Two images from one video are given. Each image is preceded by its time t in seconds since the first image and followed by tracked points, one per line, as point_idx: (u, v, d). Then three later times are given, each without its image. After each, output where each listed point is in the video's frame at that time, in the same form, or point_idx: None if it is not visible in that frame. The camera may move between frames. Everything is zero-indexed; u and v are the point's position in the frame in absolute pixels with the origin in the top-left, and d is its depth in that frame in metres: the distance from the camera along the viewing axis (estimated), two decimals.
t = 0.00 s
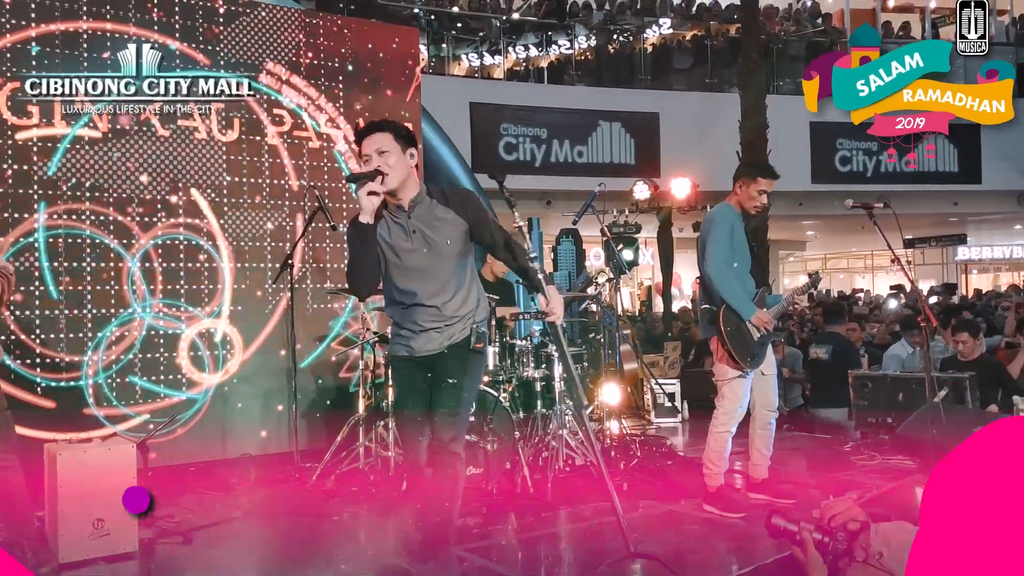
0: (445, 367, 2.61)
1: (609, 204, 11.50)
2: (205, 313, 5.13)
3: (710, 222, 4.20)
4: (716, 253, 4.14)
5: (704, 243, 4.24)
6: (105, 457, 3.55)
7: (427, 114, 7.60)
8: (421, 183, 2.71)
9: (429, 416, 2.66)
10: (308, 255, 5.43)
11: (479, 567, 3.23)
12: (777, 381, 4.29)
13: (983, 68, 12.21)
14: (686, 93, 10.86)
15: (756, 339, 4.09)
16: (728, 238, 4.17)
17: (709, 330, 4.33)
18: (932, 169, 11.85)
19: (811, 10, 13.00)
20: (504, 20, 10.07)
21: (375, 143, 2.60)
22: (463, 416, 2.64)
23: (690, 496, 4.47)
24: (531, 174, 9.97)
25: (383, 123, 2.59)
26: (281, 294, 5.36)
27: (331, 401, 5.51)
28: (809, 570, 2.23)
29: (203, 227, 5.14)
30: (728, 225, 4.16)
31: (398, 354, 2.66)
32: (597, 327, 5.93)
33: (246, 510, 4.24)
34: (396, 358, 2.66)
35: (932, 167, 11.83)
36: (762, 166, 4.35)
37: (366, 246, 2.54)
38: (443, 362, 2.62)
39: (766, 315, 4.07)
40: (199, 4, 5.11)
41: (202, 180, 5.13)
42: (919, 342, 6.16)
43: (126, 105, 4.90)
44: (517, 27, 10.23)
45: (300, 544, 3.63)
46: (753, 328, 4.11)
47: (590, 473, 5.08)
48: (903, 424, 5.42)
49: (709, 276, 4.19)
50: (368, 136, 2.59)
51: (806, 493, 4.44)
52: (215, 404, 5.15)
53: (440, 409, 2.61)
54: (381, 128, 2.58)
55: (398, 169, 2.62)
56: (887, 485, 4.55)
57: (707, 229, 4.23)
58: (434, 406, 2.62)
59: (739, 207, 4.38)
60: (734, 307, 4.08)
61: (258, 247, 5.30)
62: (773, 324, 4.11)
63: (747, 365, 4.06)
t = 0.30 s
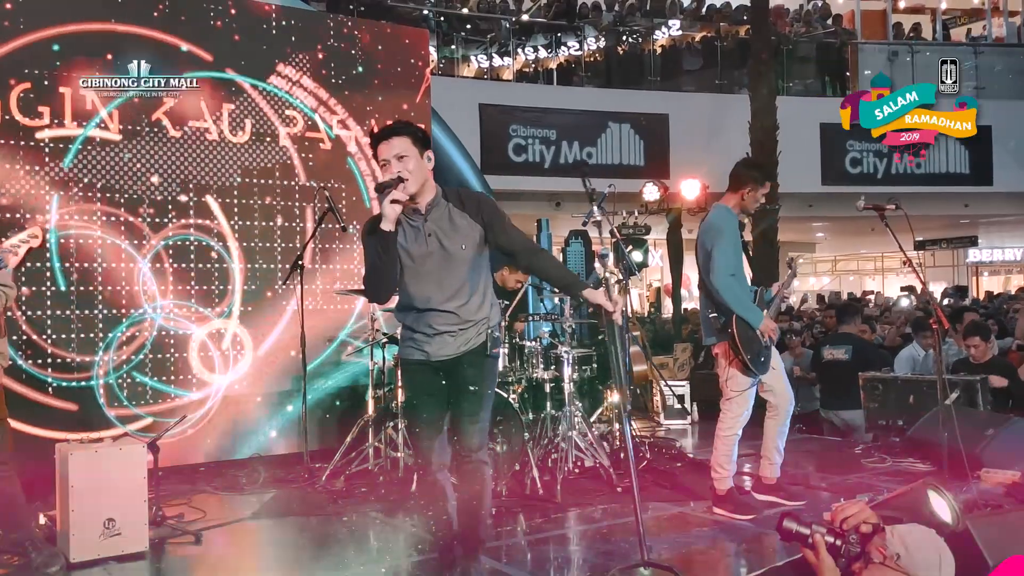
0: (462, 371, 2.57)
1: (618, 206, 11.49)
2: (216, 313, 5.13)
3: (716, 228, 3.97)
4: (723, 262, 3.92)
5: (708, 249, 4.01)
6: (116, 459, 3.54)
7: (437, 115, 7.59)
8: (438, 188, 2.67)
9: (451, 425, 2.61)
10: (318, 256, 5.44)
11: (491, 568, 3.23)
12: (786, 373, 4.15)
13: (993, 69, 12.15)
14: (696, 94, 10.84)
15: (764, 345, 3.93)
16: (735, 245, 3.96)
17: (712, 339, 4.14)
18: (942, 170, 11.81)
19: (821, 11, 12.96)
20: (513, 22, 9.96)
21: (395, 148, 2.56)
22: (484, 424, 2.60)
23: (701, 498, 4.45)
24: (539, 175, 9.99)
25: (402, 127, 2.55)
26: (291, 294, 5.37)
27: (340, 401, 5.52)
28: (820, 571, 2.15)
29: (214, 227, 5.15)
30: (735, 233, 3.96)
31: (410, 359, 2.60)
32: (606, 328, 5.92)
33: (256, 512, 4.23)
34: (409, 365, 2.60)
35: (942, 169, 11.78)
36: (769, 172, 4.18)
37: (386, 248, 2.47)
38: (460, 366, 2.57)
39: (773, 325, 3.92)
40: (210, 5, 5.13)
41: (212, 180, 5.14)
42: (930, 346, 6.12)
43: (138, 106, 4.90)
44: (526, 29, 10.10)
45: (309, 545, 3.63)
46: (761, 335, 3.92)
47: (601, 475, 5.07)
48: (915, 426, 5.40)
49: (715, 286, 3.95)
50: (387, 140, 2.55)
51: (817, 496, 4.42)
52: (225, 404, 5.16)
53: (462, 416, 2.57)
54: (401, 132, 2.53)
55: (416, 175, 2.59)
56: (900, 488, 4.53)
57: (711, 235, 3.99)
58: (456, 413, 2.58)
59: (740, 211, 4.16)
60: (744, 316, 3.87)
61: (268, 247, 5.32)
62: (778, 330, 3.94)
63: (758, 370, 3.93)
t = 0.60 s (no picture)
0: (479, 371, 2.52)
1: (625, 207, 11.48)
2: (223, 313, 5.13)
3: (719, 239, 3.93)
4: (730, 273, 3.88)
5: (712, 259, 3.98)
6: (122, 459, 3.54)
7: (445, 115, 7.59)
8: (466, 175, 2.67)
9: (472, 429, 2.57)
10: (325, 256, 5.44)
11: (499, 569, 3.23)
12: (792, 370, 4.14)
13: (1001, 70, 12.12)
14: (703, 95, 10.83)
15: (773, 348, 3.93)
16: (739, 255, 3.92)
17: (723, 346, 4.10)
18: (950, 171, 11.77)
19: (828, 11, 12.92)
20: (520, 22, 9.96)
21: (432, 128, 2.56)
22: (508, 429, 2.56)
23: (708, 500, 4.44)
24: (546, 176, 9.97)
25: (441, 108, 2.56)
26: (298, 294, 5.38)
27: (346, 401, 5.53)
28: (829, 573, 2.03)
29: (222, 228, 5.16)
30: (739, 244, 3.91)
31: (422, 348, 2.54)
32: (613, 329, 5.92)
33: (263, 512, 4.23)
34: (419, 353, 2.54)
35: (949, 170, 11.75)
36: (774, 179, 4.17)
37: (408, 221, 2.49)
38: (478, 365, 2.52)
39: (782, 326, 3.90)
40: (217, 6, 5.14)
41: (220, 181, 5.16)
42: (940, 347, 6.09)
43: (146, 107, 4.91)
44: (533, 29, 10.07)
45: (315, 545, 3.63)
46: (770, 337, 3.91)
47: (608, 476, 5.06)
48: (923, 428, 5.38)
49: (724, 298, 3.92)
50: (426, 118, 2.55)
51: (825, 497, 4.40)
52: (233, 405, 5.16)
53: (482, 420, 2.53)
54: (437, 113, 2.54)
55: (451, 157, 2.59)
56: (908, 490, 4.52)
57: (716, 246, 3.94)
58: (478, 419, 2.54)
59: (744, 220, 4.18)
60: (754, 322, 3.86)
61: (277, 249, 5.33)
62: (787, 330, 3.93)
63: (770, 373, 3.92)
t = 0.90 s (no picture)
0: (502, 376, 2.44)
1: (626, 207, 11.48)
2: (225, 313, 5.13)
3: (724, 236, 3.93)
4: (734, 269, 3.88)
5: (718, 258, 3.98)
6: (122, 460, 3.54)
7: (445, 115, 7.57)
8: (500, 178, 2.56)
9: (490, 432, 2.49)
10: (327, 257, 5.44)
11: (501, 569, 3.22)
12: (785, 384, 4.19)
13: (1002, 70, 12.12)
14: (705, 96, 10.83)
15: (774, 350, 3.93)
16: (744, 252, 3.92)
17: (725, 345, 4.09)
18: (952, 172, 11.77)
19: (830, 12, 12.91)
20: (522, 23, 9.94)
21: (477, 126, 2.45)
22: (530, 437, 2.49)
23: (710, 501, 4.44)
24: (547, 176, 9.96)
25: (486, 106, 2.48)
26: (300, 295, 5.38)
27: (348, 400, 5.53)
28: (830, 573, 1.99)
29: (225, 229, 5.17)
30: (742, 240, 3.91)
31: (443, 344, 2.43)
32: (615, 330, 5.91)
33: (264, 514, 4.23)
34: (438, 350, 2.43)
35: (951, 171, 11.75)
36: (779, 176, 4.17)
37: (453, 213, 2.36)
38: (503, 372, 2.44)
39: (784, 330, 3.91)
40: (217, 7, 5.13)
41: (221, 181, 5.15)
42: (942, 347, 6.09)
43: (148, 107, 4.91)
44: (535, 29, 10.08)
45: (317, 545, 3.63)
46: (772, 338, 3.90)
47: (610, 476, 5.05)
48: (924, 429, 5.38)
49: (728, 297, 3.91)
50: (473, 114, 2.46)
51: (827, 498, 4.40)
52: (234, 404, 5.16)
53: (505, 427, 2.45)
54: (480, 111, 2.46)
55: (494, 155, 2.47)
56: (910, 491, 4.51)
57: (721, 243, 3.95)
58: (500, 423, 2.46)
59: (748, 216, 4.17)
60: (757, 322, 3.85)
61: (278, 249, 5.33)
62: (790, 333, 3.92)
63: (769, 373, 3.92)
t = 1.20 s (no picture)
0: (517, 374, 2.43)
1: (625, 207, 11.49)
2: (224, 313, 5.15)
3: (718, 236, 3.97)
4: (727, 267, 3.90)
5: (713, 257, 4.01)
6: (120, 459, 3.55)
7: (443, 115, 7.57)
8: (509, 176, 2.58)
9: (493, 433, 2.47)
10: (326, 257, 5.45)
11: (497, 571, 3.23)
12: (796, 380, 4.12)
13: (1002, 70, 12.11)
14: (704, 96, 10.83)
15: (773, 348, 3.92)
16: (739, 251, 3.94)
17: (724, 345, 4.12)
18: (952, 172, 11.77)
19: (830, 12, 12.90)
20: (521, 23, 9.92)
21: (500, 120, 2.44)
22: (533, 438, 2.48)
23: (708, 501, 4.45)
24: (547, 176, 9.97)
25: (508, 100, 2.47)
26: (298, 296, 5.40)
27: (346, 400, 5.54)
28: (827, 574, 1.88)
29: (224, 229, 5.18)
30: (738, 240, 3.93)
31: (471, 344, 2.37)
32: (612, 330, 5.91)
33: (262, 514, 4.24)
34: (466, 349, 2.37)
35: (951, 171, 11.75)
36: (778, 176, 4.16)
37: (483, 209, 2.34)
38: (517, 370, 2.43)
39: (783, 323, 3.84)
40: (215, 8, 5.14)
41: (219, 181, 5.16)
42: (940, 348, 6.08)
43: (147, 107, 4.92)
44: (534, 30, 10.05)
45: (315, 545, 3.64)
46: (768, 337, 3.88)
47: (607, 476, 5.06)
48: (922, 430, 5.38)
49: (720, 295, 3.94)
50: (499, 107, 2.45)
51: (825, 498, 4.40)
52: (233, 404, 5.17)
53: (508, 427, 2.44)
54: (504, 104, 2.46)
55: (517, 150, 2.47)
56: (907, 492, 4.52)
57: (715, 242, 3.98)
58: (503, 424, 2.45)
59: (746, 215, 4.16)
60: (750, 320, 3.84)
61: (277, 249, 5.34)
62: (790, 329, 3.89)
63: (767, 374, 3.91)
